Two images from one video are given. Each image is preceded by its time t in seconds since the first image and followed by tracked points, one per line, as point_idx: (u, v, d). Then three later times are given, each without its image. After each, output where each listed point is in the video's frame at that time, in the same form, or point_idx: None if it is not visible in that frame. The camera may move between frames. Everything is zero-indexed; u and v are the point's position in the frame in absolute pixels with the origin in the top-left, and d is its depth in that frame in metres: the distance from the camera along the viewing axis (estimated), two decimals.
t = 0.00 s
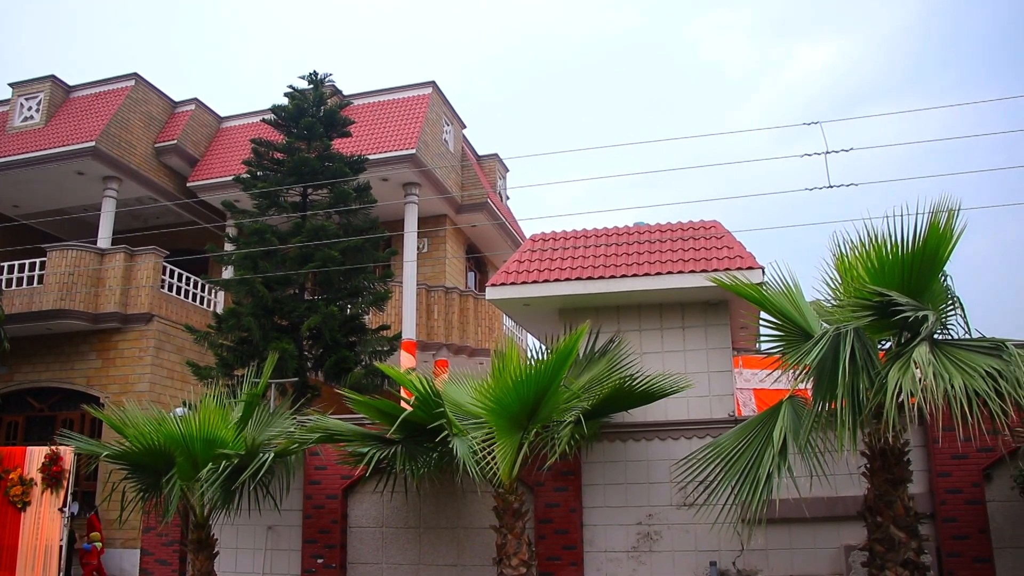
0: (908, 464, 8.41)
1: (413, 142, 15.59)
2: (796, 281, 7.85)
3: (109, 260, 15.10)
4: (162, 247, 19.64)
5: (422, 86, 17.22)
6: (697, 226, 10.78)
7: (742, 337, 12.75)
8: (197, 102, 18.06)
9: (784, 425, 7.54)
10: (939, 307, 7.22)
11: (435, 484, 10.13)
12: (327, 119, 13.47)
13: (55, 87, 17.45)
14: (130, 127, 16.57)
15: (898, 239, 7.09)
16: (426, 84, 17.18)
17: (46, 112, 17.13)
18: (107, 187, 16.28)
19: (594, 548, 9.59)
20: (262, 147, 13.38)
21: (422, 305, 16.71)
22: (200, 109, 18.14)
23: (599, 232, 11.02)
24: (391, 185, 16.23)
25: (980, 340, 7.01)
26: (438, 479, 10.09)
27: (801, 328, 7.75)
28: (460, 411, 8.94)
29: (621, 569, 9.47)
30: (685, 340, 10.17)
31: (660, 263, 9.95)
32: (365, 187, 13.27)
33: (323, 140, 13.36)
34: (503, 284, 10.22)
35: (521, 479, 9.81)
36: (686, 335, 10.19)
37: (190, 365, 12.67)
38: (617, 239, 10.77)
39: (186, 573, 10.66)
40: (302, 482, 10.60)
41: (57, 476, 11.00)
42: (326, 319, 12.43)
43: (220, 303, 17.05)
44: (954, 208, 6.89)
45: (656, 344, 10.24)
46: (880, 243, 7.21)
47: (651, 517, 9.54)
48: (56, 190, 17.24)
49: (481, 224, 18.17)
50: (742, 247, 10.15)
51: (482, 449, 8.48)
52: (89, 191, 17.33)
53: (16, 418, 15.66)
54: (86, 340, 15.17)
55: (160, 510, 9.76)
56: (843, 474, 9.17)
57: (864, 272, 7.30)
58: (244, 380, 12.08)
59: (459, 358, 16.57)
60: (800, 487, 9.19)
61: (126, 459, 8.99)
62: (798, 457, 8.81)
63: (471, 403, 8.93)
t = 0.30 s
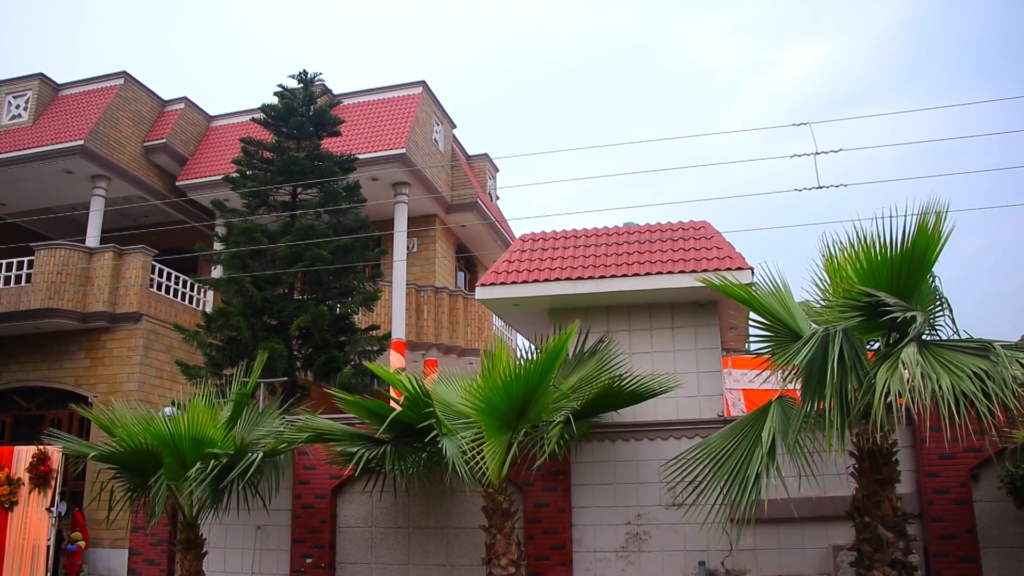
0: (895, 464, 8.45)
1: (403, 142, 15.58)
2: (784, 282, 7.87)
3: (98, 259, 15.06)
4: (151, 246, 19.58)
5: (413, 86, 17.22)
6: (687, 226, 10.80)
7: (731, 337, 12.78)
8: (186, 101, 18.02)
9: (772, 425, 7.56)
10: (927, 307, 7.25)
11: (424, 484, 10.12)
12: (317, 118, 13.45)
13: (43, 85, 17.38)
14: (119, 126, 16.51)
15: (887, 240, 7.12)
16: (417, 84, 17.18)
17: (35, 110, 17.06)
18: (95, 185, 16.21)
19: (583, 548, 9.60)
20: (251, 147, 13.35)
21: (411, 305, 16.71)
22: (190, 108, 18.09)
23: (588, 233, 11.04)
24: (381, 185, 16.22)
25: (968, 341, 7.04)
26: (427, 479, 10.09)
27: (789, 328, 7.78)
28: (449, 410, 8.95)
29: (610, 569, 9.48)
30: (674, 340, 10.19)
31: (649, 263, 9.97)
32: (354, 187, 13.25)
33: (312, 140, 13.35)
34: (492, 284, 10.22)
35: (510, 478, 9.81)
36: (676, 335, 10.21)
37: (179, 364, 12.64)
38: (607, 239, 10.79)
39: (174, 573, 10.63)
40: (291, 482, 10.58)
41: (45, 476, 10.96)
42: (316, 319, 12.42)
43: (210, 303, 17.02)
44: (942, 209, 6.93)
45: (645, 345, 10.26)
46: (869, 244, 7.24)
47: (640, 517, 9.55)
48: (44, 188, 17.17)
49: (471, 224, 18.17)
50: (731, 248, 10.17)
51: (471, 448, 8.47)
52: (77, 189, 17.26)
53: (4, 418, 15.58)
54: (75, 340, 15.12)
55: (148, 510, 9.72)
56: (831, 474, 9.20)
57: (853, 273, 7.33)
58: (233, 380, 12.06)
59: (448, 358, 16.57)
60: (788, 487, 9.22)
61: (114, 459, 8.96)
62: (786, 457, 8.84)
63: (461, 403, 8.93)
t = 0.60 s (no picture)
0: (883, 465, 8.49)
1: (394, 141, 15.57)
2: (774, 282, 7.89)
3: (87, 257, 15.00)
4: (141, 244, 19.51)
5: (404, 85, 17.20)
6: (677, 227, 10.81)
7: (720, 338, 12.80)
8: (177, 99, 17.96)
9: (762, 426, 7.57)
10: (916, 308, 7.28)
11: (414, 484, 10.12)
12: (308, 116, 13.43)
13: (32, 82, 17.31)
14: (109, 123, 16.45)
15: (876, 241, 7.14)
16: (408, 83, 17.17)
17: (24, 107, 16.99)
18: (85, 183, 16.14)
19: (573, 547, 9.60)
20: (242, 145, 13.33)
21: (402, 304, 16.69)
22: (180, 106, 18.04)
23: (579, 232, 11.05)
24: (372, 184, 16.20)
25: (956, 341, 7.09)
26: (417, 478, 10.08)
27: (779, 328, 7.80)
28: (439, 409, 8.94)
29: (600, 569, 9.49)
30: (664, 340, 10.21)
31: (640, 263, 9.99)
32: (345, 185, 13.24)
33: (303, 138, 13.33)
34: (483, 284, 10.22)
35: (500, 478, 9.81)
36: (666, 335, 10.22)
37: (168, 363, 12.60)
38: (597, 239, 10.80)
39: (163, 572, 10.60)
40: (280, 481, 10.55)
41: (33, 474, 10.90)
42: (306, 318, 12.41)
43: (200, 301, 16.99)
44: (931, 211, 6.95)
45: (636, 345, 10.28)
46: (858, 245, 7.26)
47: (630, 517, 9.56)
48: (33, 186, 17.10)
49: (462, 224, 18.17)
50: (721, 248, 10.20)
51: (461, 448, 8.46)
52: (67, 187, 17.19)
53: None
54: (64, 338, 15.05)
55: (136, 509, 9.69)
56: (820, 474, 9.24)
57: (843, 273, 7.35)
58: (223, 378, 12.03)
59: (438, 358, 16.55)
60: (778, 487, 9.24)
61: (103, 458, 8.93)
62: (776, 457, 8.86)
63: (451, 403, 8.93)
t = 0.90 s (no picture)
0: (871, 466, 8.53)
1: (386, 140, 15.56)
2: (764, 283, 7.90)
3: (76, 255, 14.93)
4: (130, 243, 19.45)
5: (396, 84, 17.19)
6: (668, 227, 10.83)
7: (709, 339, 12.84)
8: (167, 97, 17.90)
9: (752, 427, 7.58)
10: (905, 310, 7.31)
11: (404, 484, 10.11)
12: (299, 115, 13.41)
13: (21, 78, 17.22)
14: (99, 121, 16.39)
15: (866, 242, 7.16)
16: (400, 82, 17.15)
17: (13, 104, 16.91)
18: (74, 180, 16.07)
19: (563, 548, 9.61)
20: (233, 143, 13.29)
21: (392, 304, 16.68)
22: (171, 104, 17.98)
23: (570, 233, 11.06)
24: (363, 183, 16.18)
25: (944, 343, 7.12)
26: (407, 478, 10.07)
27: (768, 329, 7.82)
28: (428, 409, 8.94)
29: (589, 569, 9.49)
30: (654, 341, 10.23)
31: (631, 264, 10.00)
32: (336, 185, 13.22)
33: (294, 137, 13.30)
34: (473, 283, 10.21)
35: (490, 478, 9.81)
36: (656, 336, 10.24)
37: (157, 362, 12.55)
38: (588, 239, 10.81)
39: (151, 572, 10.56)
40: (270, 480, 10.53)
41: (20, 474, 10.82)
42: (296, 317, 12.40)
43: (189, 300, 16.95)
44: (920, 213, 6.98)
45: (626, 345, 10.29)
46: (848, 247, 7.28)
47: (620, 517, 9.58)
48: (22, 183, 17.01)
49: (453, 224, 18.17)
50: (712, 249, 10.22)
51: (451, 448, 8.45)
52: (56, 184, 17.11)
53: None
54: (52, 336, 14.98)
55: (124, 508, 9.65)
56: (809, 475, 9.27)
57: (832, 275, 7.38)
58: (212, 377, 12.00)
59: (429, 357, 16.53)
60: (767, 488, 9.27)
61: (91, 457, 8.89)
62: (765, 458, 8.89)
63: (440, 402, 8.92)
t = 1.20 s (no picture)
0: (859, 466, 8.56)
1: (375, 139, 15.54)
2: (753, 284, 7.92)
3: (64, 253, 14.84)
4: (119, 241, 19.38)
5: (386, 84, 17.17)
6: (657, 228, 10.85)
7: (697, 340, 12.87)
8: (156, 95, 17.84)
9: (740, 428, 7.60)
10: (892, 311, 7.34)
11: (393, 483, 10.10)
12: (289, 114, 13.38)
13: (9, 75, 17.14)
14: (87, 119, 16.32)
15: (854, 244, 7.20)
16: (390, 82, 17.14)
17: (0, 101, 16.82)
18: (62, 179, 16.00)
19: (551, 548, 9.61)
20: (222, 142, 13.25)
21: (381, 303, 16.65)
22: (160, 102, 17.92)
23: (559, 233, 11.08)
24: (353, 183, 16.16)
25: (932, 345, 7.15)
26: (396, 478, 10.06)
27: (757, 330, 7.85)
28: (417, 409, 8.93)
29: (578, 569, 9.50)
30: (643, 341, 10.25)
31: (620, 264, 10.01)
32: (326, 184, 13.19)
33: (284, 136, 13.28)
34: (463, 283, 10.21)
35: (479, 478, 9.81)
36: (645, 336, 10.26)
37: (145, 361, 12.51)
38: (577, 239, 10.82)
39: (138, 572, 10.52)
40: (258, 480, 10.50)
41: (6, 474, 10.73)
42: (285, 316, 12.38)
43: (178, 299, 16.91)
44: (908, 215, 7.02)
45: (615, 345, 10.31)
46: (836, 248, 7.31)
47: (609, 517, 9.59)
48: (9, 181, 16.92)
49: (442, 224, 18.16)
50: (701, 250, 10.25)
51: (440, 448, 8.43)
52: (43, 182, 17.03)
53: None
54: (39, 335, 14.90)
55: (111, 508, 9.62)
56: (798, 475, 9.29)
57: (821, 276, 7.40)
58: (201, 376, 11.96)
59: (418, 357, 16.51)
60: (755, 488, 9.29)
61: (78, 456, 8.84)
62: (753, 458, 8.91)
63: (429, 402, 8.91)
